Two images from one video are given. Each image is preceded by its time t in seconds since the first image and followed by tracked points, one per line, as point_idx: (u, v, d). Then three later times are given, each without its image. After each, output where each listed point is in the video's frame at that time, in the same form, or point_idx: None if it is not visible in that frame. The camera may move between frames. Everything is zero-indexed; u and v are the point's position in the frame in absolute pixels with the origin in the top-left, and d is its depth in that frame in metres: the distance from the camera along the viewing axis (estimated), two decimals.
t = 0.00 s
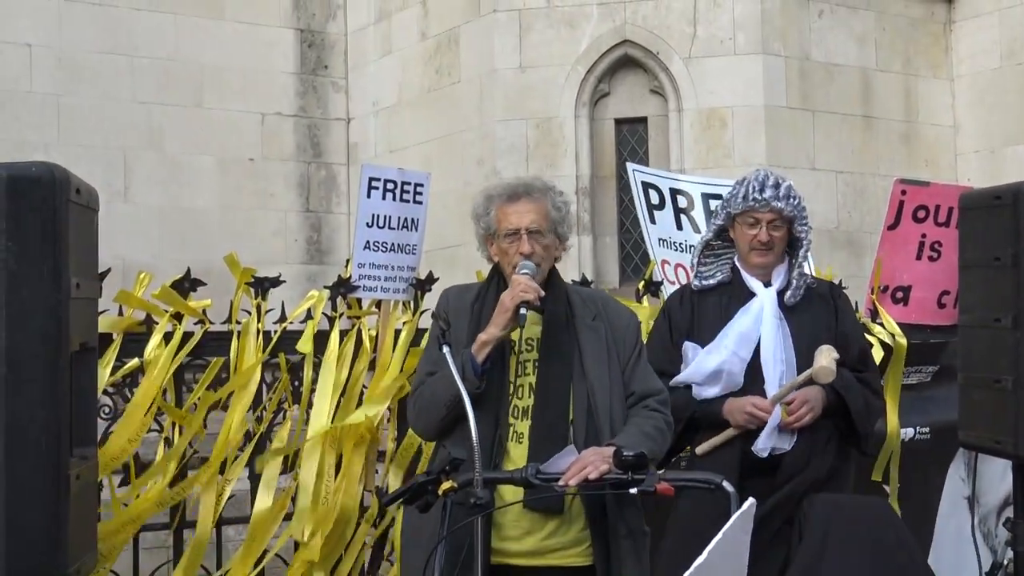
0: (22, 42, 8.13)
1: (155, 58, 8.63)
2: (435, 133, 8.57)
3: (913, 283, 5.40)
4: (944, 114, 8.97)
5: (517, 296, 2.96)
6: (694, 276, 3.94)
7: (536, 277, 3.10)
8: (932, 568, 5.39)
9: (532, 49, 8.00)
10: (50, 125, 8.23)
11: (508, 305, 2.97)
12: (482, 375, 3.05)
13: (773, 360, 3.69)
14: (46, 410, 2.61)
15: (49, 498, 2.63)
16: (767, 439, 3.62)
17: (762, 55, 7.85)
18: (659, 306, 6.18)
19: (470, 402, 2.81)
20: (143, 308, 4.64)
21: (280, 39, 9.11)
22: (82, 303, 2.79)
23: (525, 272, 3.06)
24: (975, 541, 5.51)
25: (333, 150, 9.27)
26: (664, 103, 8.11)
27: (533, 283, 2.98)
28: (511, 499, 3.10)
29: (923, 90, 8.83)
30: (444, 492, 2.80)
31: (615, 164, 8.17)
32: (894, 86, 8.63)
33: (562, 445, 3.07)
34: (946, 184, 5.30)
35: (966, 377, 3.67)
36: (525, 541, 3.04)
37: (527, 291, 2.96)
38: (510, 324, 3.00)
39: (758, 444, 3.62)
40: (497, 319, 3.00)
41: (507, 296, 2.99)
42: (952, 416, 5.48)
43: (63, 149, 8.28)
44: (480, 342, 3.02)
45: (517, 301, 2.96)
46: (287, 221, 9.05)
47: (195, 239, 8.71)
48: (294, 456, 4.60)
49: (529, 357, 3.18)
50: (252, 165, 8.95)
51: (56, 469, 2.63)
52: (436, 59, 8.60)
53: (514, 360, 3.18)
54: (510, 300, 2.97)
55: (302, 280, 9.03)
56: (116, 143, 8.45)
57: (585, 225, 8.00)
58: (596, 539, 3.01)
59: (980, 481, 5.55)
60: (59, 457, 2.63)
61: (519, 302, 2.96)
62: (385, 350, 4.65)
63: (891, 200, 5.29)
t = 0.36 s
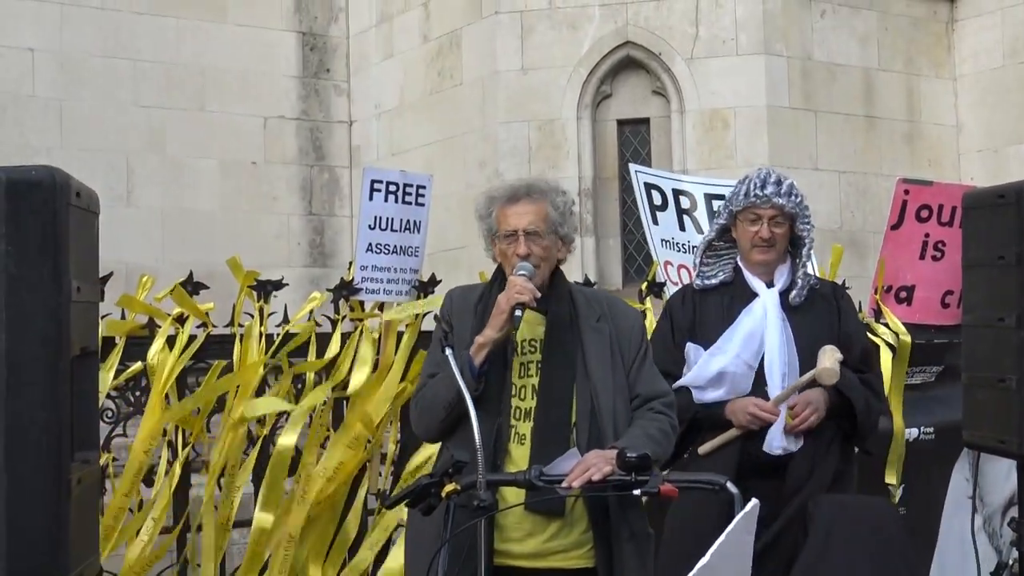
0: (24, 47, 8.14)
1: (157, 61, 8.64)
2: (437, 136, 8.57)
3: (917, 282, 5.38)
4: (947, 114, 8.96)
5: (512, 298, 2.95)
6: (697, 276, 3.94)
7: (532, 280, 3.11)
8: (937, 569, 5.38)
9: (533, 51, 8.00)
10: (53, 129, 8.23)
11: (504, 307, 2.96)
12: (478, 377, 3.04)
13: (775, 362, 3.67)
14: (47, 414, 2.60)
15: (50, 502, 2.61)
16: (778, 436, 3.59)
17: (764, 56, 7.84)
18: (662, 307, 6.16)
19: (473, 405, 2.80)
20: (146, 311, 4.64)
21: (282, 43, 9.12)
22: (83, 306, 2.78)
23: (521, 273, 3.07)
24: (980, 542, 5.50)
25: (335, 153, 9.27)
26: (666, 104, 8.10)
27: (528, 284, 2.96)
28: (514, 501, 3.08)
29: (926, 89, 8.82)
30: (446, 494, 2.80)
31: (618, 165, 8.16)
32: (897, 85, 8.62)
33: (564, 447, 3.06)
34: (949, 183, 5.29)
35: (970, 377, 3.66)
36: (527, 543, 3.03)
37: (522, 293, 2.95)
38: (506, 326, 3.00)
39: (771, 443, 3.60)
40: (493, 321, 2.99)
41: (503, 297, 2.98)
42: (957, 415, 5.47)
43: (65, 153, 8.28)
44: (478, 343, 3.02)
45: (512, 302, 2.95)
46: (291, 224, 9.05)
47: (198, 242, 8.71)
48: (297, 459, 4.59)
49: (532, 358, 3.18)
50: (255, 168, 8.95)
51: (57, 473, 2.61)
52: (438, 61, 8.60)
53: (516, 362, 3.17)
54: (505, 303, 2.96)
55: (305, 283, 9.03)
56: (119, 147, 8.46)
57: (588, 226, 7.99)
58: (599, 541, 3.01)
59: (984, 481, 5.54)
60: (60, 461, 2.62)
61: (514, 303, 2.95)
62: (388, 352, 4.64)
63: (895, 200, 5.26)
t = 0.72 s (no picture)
0: (20, 50, 8.13)
1: (154, 64, 8.63)
2: (434, 136, 8.57)
3: (915, 278, 5.37)
4: (944, 109, 8.96)
5: (515, 297, 2.94)
6: (690, 268, 3.99)
7: (536, 278, 3.09)
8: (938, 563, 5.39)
9: (530, 50, 7.99)
10: (49, 133, 8.23)
11: (507, 307, 2.95)
12: (479, 377, 3.05)
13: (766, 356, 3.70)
14: (43, 417, 2.59)
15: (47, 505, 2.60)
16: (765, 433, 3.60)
17: (760, 53, 7.84)
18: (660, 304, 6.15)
19: (470, 404, 2.79)
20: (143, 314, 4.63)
21: (278, 44, 9.11)
22: (79, 309, 2.77)
23: (525, 272, 3.04)
24: (981, 536, 5.51)
25: (333, 154, 9.27)
26: (663, 103, 8.10)
27: (530, 284, 2.95)
28: (515, 499, 3.08)
29: (923, 85, 8.82)
30: (445, 495, 2.80)
31: (616, 163, 8.16)
32: (894, 81, 8.61)
33: (562, 444, 3.05)
34: (946, 178, 5.28)
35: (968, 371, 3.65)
36: (529, 541, 3.03)
37: (525, 293, 2.94)
38: (508, 325, 2.99)
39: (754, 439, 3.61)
40: (494, 320, 2.99)
41: (506, 297, 2.97)
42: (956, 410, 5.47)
43: (61, 157, 8.28)
44: (479, 343, 3.02)
45: (515, 302, 2.94)
46: (289, 225, 9.05)
47: (196, 244, 8.70)
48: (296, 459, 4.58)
49: (529, 356, 3.17)
50: (252, 170, 8.94)
51: (55, 476, 2.60)
52: (434, 61, 8.59)
53: (515, 361, 3.17)
54: (506, 302, 2.96)
55: (303, 284, 9.03)
56: (116, 150, 8.45)
57: (586, 225, 7.99)
58: (600, 538, 3.01)
59: (985, 476, 5.54)
60: (57, 464, 2.61)
61: (516, 303, 2.94)
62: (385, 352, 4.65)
63: (891, 195, 5.26)
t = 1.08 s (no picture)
0: (17, 46, 8.12)
1: (151, 59, 8.62)
2: (432, 131, 8.56)
3: (913, 273, 5.36)
4: (942, 104, 8.95)
5: (518, 293, 2.93)
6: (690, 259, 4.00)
7: (537, 274, 3.09)
8: (936, 557, 5.40)
9: (527, 45, 7.98)
10: (47, 128, 8.21)
11: (511, 302, 2.95)
12: (485, 371, 3.05)
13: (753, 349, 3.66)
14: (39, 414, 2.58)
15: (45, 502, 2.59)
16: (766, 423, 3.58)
17: (758, 47, 7.84)
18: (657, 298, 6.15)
19: (469, 400, 2.78)
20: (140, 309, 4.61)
21: (275, 39, 9.10)
22: (75, 304, 2.75)
23: (527, 268, 3.04)
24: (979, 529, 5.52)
25: (330, 149, 9.25)
26: (661, 97, 8.10)
27: (534, 279, 2.94)
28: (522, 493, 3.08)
29: (921, 79, 8.81)
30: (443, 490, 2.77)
31: (614, 158, 8.16)
32: (892, 76, 8.61)
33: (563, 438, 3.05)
34: (945, 172, 5.26)
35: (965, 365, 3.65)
36: (537, 536, 3.03)
37: (528, 288, 2.93)
38: (513, 321, 2.99)
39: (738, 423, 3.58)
40: (499, 315, 2.99)
41: (508, 292, 2.96)
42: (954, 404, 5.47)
43: (59, 152, 8.26)
44: (484, 338, 3.02)
45: (519, 297, 2.93)
46: (287, 221, 9.04)
47: (194, 240, 8.69)
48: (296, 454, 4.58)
49: (532, 352, 3.16)
50: (250, 165, 8.93)
51: (51, 474, 2.59)
52: (432, 56, 8.58)
53: (519, 356, 3.16)
54: (511, 297, 2.95)
55: (301, 279, 9.02)
56: (113, 146, 8.44)
57: (584, 220, 7.99)
58: (606, 533, 2.99)
59: (982, 470, 5.56)
60: (53, 462, 2.59)
61: (519, 298, 2.93)
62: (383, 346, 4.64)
63: (890, 189, 5.26)
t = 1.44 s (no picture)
0: (19, 30, 8.09)
1: (153, 45, 8.59)
2: (434, 117, 8.54)
3: (915, 260, 5.32)
4: (944, 92, 8.93)
5: (530, 279, 2.92)
6: (692, 245, 3.99)
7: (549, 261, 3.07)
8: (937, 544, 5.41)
9: (530, 31, 7.95)
10: (48, 114, 8.18)
11: (522, 288, 2.94)
12: (496, 359, 3.03)
13: (750, 338, 3.66)
14: (36, 398, 2.57)
15: (44, 485, 2.58)
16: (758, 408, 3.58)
17: (762, 34, 7.81)
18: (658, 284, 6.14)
19: (471, 386, 2.76)
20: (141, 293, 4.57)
21: (277, 25, 9.07)
22: (76, 287, 2.73)
23: (538, 255, 3.01)
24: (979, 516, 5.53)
25: (332, 135, 9.27)
26: (663, 84, 8.08)
27: (545, 265, 2.93)
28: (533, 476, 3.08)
29: (924, 66, 8.79)
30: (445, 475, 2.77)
31: (616, 145, 8.14)
32: (895, 63, 8.58)
33: (568, 422, 3.04)
34: (948, 159, 5.22)
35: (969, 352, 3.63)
36: (551, 522, 3.03)
37: (539, 274, 2.92)
38: (523, 307, 2.98)
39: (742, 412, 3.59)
40: (510, 302, 2.98)
41: (520, 278, 2.95)
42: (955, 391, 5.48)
43: (60, 138, 8.24)
44: (495, 325, 3.01)
45: (530, 283, 2.92)
46: (288, 207, 9.03)
47: (196, 226, 8.69)
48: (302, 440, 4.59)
49: (540, 339, 3.17)
50: (252, 151, 8.92)
51: (50, 458, 2.58)
52: (434, 42, 8.55)
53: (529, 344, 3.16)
54: (522, 284, 2.94)
55: (302, 266, 9.02)
56: (115, 131, 8.42)
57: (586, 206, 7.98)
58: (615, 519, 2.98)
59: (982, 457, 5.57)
60: (53, 447, 2.59)
61: (531, 285, 2.92)
62: (383, 332, 4.64)
63: (892, 177, 5.18)
